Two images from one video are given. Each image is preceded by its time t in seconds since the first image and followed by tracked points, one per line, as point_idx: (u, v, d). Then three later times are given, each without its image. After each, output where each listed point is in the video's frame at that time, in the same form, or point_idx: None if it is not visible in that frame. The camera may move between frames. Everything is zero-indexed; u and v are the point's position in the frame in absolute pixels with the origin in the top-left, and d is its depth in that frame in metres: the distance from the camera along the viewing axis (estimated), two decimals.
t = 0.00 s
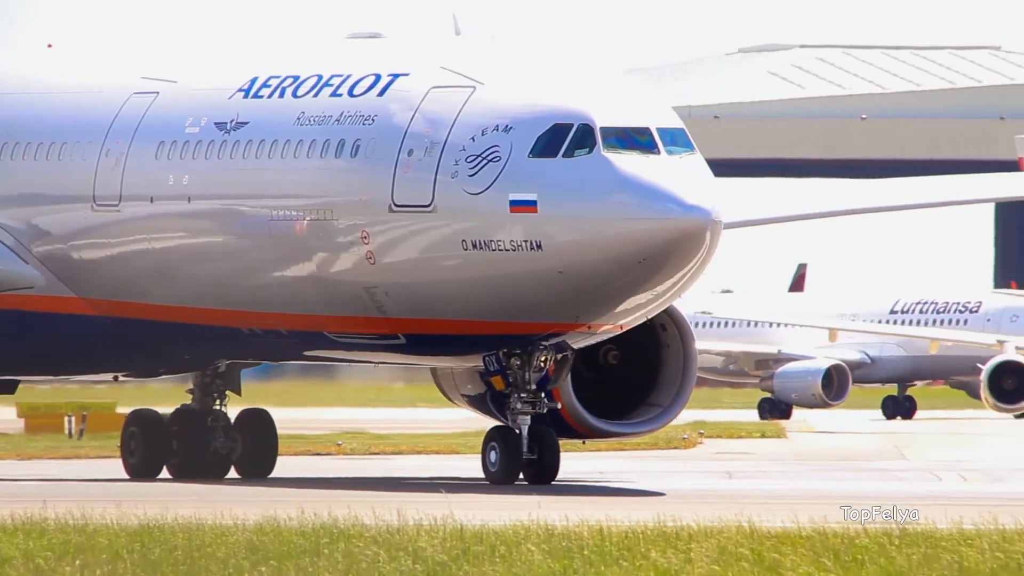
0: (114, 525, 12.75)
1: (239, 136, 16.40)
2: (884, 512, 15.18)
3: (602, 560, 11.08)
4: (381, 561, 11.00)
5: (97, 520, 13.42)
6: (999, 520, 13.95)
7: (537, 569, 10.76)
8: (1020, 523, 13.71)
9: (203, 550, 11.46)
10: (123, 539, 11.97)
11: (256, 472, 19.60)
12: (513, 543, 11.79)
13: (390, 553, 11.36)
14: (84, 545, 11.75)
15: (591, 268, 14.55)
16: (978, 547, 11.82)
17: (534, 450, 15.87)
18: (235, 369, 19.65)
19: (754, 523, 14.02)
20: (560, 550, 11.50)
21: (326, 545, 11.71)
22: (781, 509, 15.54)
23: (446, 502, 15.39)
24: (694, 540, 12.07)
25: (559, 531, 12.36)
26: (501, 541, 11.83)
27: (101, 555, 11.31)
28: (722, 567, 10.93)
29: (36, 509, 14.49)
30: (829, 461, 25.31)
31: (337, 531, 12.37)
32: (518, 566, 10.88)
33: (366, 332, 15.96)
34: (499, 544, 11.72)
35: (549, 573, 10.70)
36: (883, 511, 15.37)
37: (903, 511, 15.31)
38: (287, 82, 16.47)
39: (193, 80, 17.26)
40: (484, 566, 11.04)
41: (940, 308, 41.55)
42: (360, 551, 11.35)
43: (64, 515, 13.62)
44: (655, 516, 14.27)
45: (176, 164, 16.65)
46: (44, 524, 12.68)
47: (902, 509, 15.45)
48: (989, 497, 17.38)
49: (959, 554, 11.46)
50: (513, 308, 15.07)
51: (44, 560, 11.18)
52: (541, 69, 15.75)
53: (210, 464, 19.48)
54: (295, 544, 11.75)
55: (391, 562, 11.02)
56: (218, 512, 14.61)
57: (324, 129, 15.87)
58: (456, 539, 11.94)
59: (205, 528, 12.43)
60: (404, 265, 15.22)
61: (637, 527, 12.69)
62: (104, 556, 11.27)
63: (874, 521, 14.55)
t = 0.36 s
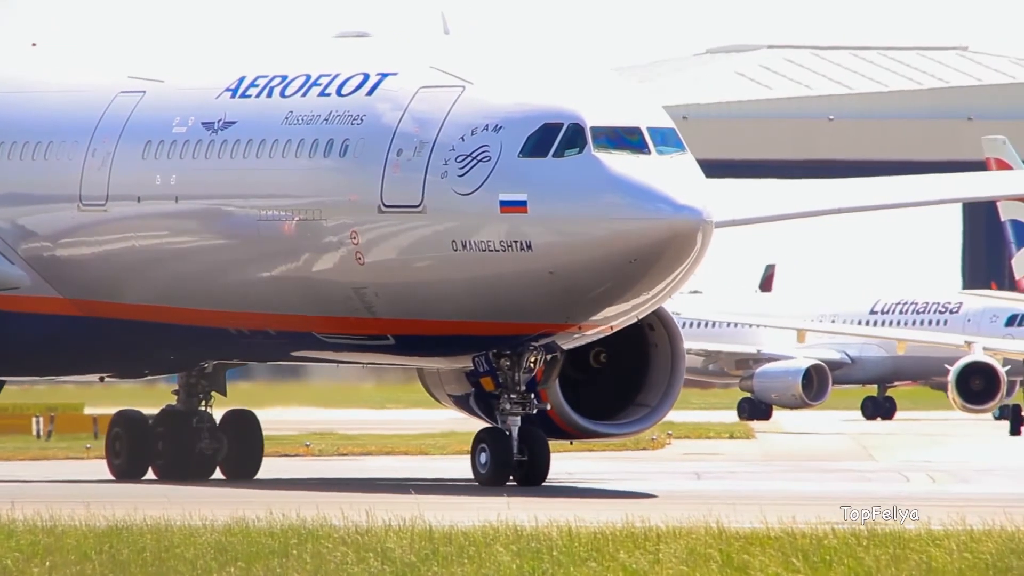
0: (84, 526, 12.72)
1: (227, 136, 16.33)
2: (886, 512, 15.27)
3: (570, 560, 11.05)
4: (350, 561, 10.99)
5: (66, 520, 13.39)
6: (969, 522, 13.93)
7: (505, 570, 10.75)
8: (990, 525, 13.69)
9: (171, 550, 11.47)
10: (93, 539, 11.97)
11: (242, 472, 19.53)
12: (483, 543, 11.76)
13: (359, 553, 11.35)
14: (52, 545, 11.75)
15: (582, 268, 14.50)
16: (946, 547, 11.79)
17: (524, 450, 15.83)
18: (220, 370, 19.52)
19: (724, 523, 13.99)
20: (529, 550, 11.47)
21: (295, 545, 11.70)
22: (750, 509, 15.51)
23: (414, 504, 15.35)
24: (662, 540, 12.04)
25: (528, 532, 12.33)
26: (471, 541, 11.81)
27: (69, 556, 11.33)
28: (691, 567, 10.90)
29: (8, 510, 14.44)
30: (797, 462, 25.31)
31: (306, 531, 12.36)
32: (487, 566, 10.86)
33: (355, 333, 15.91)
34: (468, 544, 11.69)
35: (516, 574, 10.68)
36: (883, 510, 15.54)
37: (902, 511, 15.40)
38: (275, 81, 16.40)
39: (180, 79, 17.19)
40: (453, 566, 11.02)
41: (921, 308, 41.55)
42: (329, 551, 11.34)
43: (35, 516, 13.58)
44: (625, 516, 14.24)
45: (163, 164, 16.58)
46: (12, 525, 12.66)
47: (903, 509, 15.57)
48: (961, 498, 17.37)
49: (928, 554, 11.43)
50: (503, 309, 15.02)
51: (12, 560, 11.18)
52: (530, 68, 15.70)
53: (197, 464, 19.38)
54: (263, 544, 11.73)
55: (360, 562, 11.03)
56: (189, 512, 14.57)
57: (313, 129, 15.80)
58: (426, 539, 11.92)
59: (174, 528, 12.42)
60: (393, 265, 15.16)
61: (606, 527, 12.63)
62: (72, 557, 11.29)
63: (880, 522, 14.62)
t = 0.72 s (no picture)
0: (69, 525, 12.68)
1: (232, 135, 16.26)
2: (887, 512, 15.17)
3: (557, 560, 10.96)
4: (337, 561, 10.93)
5: (52, 520, 13.33)
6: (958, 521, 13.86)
7: (491, 571, 10.66)
8: (979, 524, 13.63)
9: (158, 550, 11.41)
10: (79, 539, 11.92)
11: (244, 471, 19.48)
12: (469, 543, 11.67)
13: (346, 553, 11.29)
14: (38, 545, 11.70)
15: (588, 269, 14.42)
16: (933, 547, 11.69)
17: (530, 453, 15.77)
18: (222, 370, 19.46)
19: (710, 522, 13.93)
20: (516, 550, 11.38)
21: (281, 546, 11.63)
22: (744, 509, 15.43)
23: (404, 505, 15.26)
24: (649, 539, 11.94)
25: (516, 532, 12.24)
26: (458, 541, 11.72)
27: (56, 556, 11.29)
28: (678, 567, 10.80)
29: None
30: (784, 461, 25.26)
31: (293, 531, 12.30)
32: (473, 567, 10.78)
33: (361, 334, 15.84)
34: (455, 544, 11.61)
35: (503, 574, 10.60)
36: (884, 510, 15.42)
37: (899, 511, 15.30)
38: (280, 80, 16.33)
39: (183, 78, 17.11)
40: (440, 567, 10.95)
41: (918, 308, 41.49)
42: (316, 551, 11.28)
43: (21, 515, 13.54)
44: (612, 516, 14.18)
45: (167, 164, 16.50)
46: None
47: (903, 509, 15.47)
48: (950, 497, 17.31)
49: (916, 554, 11.33)
50: (509, 309, 14.95)
51: None
52: (536, 67, 15.62)
53: (198, 464, 19.32)
54: (250, 544, 11.67)
55: (346, 562, 10.96)
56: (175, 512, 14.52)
57: (318, 129, 15.72)
58: (413, 539, 11.84)
59: (161, 528, 12.36)
60: (400, 265, 15.08)
61: (593, 527, 12.54)
62: (58, 557, 11.24)
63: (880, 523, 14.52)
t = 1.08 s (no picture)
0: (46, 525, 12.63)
1: (231, 134, 16.19)
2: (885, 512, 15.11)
3: (535, 560, 10.90)
4: (315, 562, 10.87)
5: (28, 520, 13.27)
6: (944, 522, 13.79)
7: (468, 571, 10.60)
8: (961, 525, 13.56)
9: (135, 550, 11.36)
10: (57, 539, 11.85)
11: (239, 472, 19.38)
12: (446, 543, 11.62)
13: (324, 553, 11.24)
14: (15, 545, 11.64)
15: (591, 269, 14.36)
16: (910, 547, 11.63)
17: (533, 453, 15.70)
18: (218, 370, 19.37)
19: (689, 522, 13.87)
20: (494, 551, 11.33)
21: (260, 545, 11.58)
22: (738, 510, 15.38)
23: (375, 503, 15.35)
24: (627, 539, 11.88)
25: (494, 532, 12.19)
26: (435, 541, 11.67)
27: (33, 556, 11.23)
28: (655, 567, 10.75)
29: None
30: (761, 461, 25.18)
31: (271, 531, 12.24)
32: (451, 566, 10.72)
33: (363, 334, 15.77)
34: (432, 544, 11.56)
35: (479, 574, 10.54)
36: (880, 510, 15.36)
37: (898, 511, 15.22)
38: (280, 80, 16.25)
39: (182, 78, 17.03)
40: (418, 567, 10.90)
41: (907, 308, 41.46)
42: (294, 552, 11.23)
43: None
44: (591, 516, 14.10)
45: (166, 164, 16.42)
46: None
47: (900, 509, 15.40)
48: (933, 498, 17.25)
49: (894, 554, 11.27)
50: (512, 309, 14.88)
51: None
52: (537, 67, 15.56)
53: (194, 465, 19.23)
54: (228, 544, 11.61)
55: (324, 563, 10.90)
56: (153, 512, 14.46)
57: (319, 128, 15.65)
58: (390, 539, 11.79)
59: (139, 527, 12.31)
60: (403, 265, 15.02)
61: (570, 527, 12.48)
62: (35, 557, 11.18)
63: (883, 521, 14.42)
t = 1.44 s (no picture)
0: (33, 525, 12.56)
1: (238, 134, 16.11)
2: (884, 512, 15.02)
3: (522, 560, 10.82)
4: (302, 562, 10.79)
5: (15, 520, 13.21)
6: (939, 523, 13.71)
7: (456, 571, 10.52)
8: (951, 525, 13.47)
9: (122, 551, 11.28)
10: (44, 540, 11.77)
11: (241, 473, 19.25)
12: (433, 543, 11.54)
13: (311, 554, 11.16)
14: (1, 545, 11.57)
15: (602, 269, 14.28)
16: (897, 547, 11.54)
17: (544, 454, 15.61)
18: (219, 370, 19.20)
19: (676, 522, 13.80)
20: (481, 551, 11.25)
21: (247, 545, 11.49)
22: (737, 510, 15.30)
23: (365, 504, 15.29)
24: (615, 539, 11.79)
25: (481, 532, 12.11)
26: (422, 541, 11.58)
27: (20, 556, 11.14)
28: (642, 567, 10.66)
29: None
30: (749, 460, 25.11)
31: (259, 531, 12.16)
32: (439, 566, 10.64)
33: (371, 335, 15.70)
34: (419, 544, 11.47)
35: (467, 574, 10.45)
36: (879, 510, 15.29)
37: (897, 511, 15.14)
38: (287, 80, 16.17)
39: (188, 78, 16.95)
40: (405, 567, 10.82)
41: (902, 308, 41.38)
42: (282, 552, 11.15)
43: None
44: (578, 515, 14.02)
45: (173, 164, 16.34)
46: None
47: (900, 509, 15.32)
48: (931, 498, 17.17)
49: (882, 554, 11.18)
50: (522, 310, 14.80)
51: None
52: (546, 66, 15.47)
53: (195, 465, 19.13)
54: (215, 544, 11.54)
55: (312, 563, 10.82)
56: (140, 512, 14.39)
57: (327, 128, 15.56)
58: (377, 539, 11.70)
59: (126, 528, 12.23)
60: (412, 265, 14.95)
61: (558, 527, 12.39)
62: (22, 557, 11.11)
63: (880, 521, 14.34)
